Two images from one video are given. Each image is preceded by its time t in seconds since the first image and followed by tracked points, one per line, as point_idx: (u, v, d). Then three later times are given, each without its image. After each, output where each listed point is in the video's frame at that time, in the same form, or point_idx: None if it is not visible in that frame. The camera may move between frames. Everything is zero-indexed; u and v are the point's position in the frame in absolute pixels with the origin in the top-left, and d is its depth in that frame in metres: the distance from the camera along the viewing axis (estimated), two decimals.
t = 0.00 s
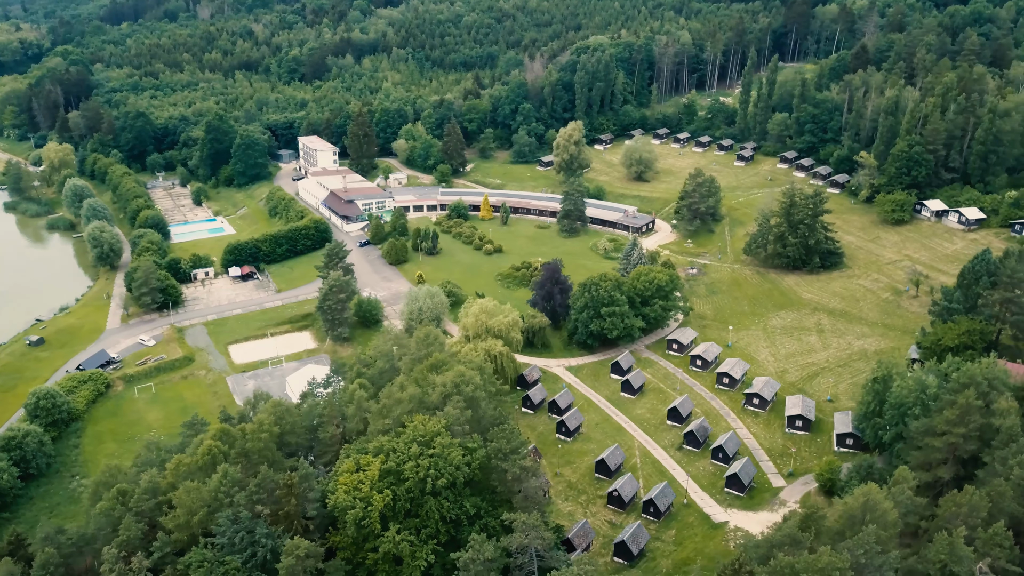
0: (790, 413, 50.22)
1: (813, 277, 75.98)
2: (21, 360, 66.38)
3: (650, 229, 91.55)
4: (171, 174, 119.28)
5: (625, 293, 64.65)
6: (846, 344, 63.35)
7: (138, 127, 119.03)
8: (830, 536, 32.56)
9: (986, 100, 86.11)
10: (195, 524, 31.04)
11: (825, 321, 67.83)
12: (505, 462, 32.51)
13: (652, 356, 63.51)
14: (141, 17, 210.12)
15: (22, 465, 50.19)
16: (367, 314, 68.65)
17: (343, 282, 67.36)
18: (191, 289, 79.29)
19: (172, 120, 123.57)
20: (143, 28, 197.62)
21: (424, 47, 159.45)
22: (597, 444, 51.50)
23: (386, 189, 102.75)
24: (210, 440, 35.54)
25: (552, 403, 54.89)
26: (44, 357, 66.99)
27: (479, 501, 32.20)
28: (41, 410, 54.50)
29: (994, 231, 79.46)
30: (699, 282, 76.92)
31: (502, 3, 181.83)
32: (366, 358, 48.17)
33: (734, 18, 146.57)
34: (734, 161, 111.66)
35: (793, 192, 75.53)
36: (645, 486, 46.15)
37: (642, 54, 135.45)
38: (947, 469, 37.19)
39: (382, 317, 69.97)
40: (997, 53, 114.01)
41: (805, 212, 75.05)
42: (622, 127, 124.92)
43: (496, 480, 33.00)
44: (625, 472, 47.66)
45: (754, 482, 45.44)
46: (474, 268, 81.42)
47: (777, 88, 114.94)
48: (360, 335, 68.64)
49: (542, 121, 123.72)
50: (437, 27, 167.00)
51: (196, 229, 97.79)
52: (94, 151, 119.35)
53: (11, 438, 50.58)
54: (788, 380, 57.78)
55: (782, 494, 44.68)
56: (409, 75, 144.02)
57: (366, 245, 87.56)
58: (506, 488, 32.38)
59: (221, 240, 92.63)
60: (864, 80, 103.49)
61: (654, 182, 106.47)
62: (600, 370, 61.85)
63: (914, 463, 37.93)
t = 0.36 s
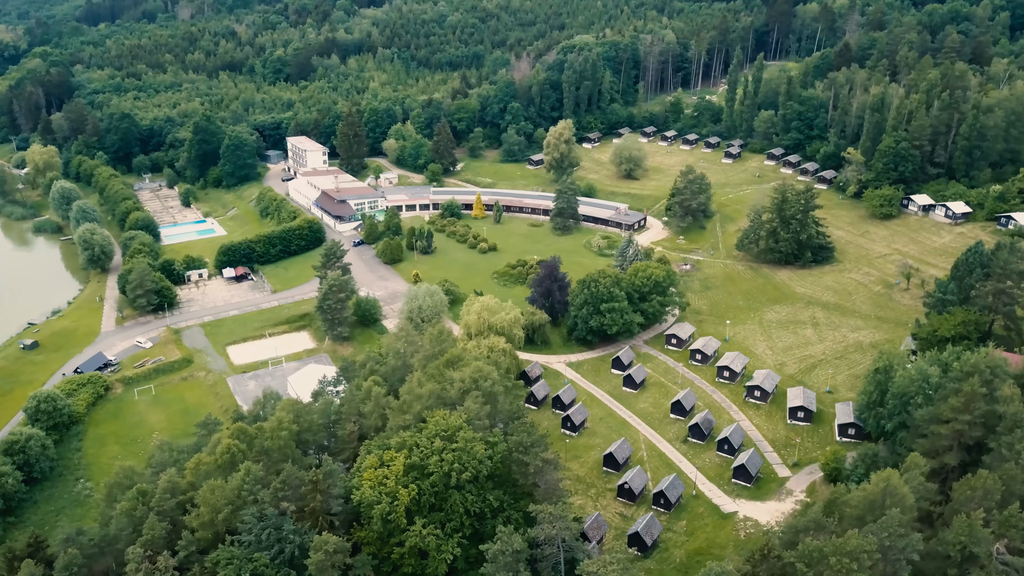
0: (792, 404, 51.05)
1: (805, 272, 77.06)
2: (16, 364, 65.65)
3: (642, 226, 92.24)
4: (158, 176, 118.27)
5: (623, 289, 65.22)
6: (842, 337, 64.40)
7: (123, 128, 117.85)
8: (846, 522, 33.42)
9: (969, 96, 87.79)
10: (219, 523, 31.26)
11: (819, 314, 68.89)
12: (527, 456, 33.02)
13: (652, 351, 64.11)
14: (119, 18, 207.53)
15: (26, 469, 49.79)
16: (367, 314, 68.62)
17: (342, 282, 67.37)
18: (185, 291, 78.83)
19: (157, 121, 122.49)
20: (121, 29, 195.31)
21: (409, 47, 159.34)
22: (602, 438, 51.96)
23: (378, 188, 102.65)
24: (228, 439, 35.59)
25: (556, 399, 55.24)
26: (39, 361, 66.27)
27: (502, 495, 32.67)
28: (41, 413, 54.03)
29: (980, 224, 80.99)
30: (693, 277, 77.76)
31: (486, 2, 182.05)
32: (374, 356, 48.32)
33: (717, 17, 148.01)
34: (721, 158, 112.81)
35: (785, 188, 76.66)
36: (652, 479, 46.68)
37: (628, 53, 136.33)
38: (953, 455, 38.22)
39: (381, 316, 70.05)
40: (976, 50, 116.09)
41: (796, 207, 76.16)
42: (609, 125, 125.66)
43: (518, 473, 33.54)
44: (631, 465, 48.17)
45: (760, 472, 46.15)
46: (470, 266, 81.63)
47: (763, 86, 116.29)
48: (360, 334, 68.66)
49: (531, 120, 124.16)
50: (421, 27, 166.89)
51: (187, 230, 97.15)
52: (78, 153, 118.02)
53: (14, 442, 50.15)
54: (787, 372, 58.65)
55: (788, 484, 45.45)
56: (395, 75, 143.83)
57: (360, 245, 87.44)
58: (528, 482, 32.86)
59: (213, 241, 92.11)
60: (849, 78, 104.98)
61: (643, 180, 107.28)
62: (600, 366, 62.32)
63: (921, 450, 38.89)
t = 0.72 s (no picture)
0: (793, 396, 51.85)
1: (798, 266, 78.13)
2: (11, 368, 64.99)
3: (633, 224, 92.94)
4: (144, 178, 117.27)
5: (622, 285, 65.77)
6: (837, 330, 65.44)
7: (108, 130, 116.64)
8: (861, 508, 34.25)
9: (952, 93, 89.41)
10: (244, 520, 31.67)
11: (813, 307, 69.93)
12: (546, 450, 34.25)
13: (650, 346, 64.71)
14: (96, 19, 204.92)
15: (29, 472, 49.38)
16: (366, 314, 68.65)
17: (341, 281, 67.35)
18: (179, 292, 78.43)
19: (142, 122, 121.38)
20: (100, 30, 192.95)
21: (394, 47, 159.17)
22: (607, 432, 52.47)
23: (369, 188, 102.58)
24: (246, 439, 35.71)
25: (560, 394, 55.44)
26: (34, 365, 65.61)
27: (523, 489, 33.77)
28: (42, 416, 53.61)
29: (966, 218, 82.45)
30: (688, 272, 78.55)
31: (469, 3, 182.17)
32: (381, 354, 48.45)
33: (700, 16, 149.26)
34: (709, 155, 113.91)
35: (776, 184, 77.72)
36: (659, 471, 47.31)
37: (613, 52, 137.11)
38: (958, 442, 39.19)
39: (380, 315, 70.08)
40: (956, 48, 118.06)
41: (787, 203, 77.24)
42: (597, 123, 126.35)
43: (538, 466, 34.68)
44: (638, 459, 48.71)
45: (766, 463, 46.88)
46: (465, 265, 81.91)
47: (748, 84, 117.58)
48: (359, 334, 68.70)
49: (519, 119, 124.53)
50: (405, 27, 166.71)
51: (177, 232, 96.50)
52: (62, 155, 116.68)
53: (17, 446, 49.72)
54: (785, 365, 59.53)
55: (794, 473, 46.22)
56: (381, 75, 143.63)
57: (353, 245, 87.32)
58: (548, 475, 34.04)
59: (204, 242, 91.60)
60: (833, 75, 106.40)
61: (633, 177, 108.07)
62: (601, 361, 62.81)
63: (927, 438, 39.81)
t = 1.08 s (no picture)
0: (794, 387, 52.72)
1: (790, 261, 79.19)
2: (6, 372, 64.29)
3: (625, 221, 93.61)
4: (130, 180, 116.24)
5: (620, 281, 66.32)
6: (831, 322, 66.50)
7: (93, 131, 115.41)
8: (874, 495, 35.09)
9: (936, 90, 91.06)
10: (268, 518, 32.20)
11: (807, 301, 70.99)
12: (566, 444, 35.34)
13: (649, 341, 65.37)
14: (73, 20, 202.16)
15: (33, 476, 48.99)
16: (365, 313, 68.73)
17: (340, 281, 67.33)
18: (173, 294, 77.94)
19: (127, 124, 120.23)
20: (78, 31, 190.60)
21: (379, 47, 159.02)
22: (611, 426, 53.02)
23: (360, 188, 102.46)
24: (265, 437, 35.83)
25: (564, 390, 55.87)
26: (30, 369, 64.91)
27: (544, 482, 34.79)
28: (43, 420, 53.21)
29: (952, 212, 84.05)
30: (682, 268, 79.37)
31: (452, 3, 182.25)
32: (388, 352, 48.61)
33: (683, 16, 150.53)
34: (696, 153, 114.98)
35: (767, 181, 78.77)
36: (666, 464, 47.95)
37: (600, 51, 137.87)
38: (962, 429, 40.17)
39: (378, 314, 70.15)
40: (936, 45, 120.10)
41: (778, 198, 78.33)
42: (584, 122, 127.03)
43: (557, 459, 35.73)
44: (645, 452, 49.27)
45: (771, 454, 47.64)
46: (461, 263, 82.15)
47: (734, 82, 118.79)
48: (358, 333, 68.74)
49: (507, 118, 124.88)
50: (390, 27, 166.50)
51: (167, 233, 95.86)
52: (46, 157, 115.32)
53: (19, 450, 49.32)
54: (783, 358, 60.45)
55: (799, 464, 47.03)
56: (367, 75, 143.42)
57: (347, 245, 87.19)
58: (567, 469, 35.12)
59: (196, 244, 91.07)
60: (818, 73, 107.84)
61: (622, 175, 108.81)
62: (601, 357, 63.30)
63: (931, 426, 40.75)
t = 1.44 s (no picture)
0: (795, 380, 53.57)
1: (782, 257, 80.23)
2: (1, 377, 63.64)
3: (617, 219, 94.26)
4: (117, 182, 115.19)
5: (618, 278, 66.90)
6: (826, 316, 67.56)
7: (79, 133, 114.19)
8: (885, 483, 35.87)
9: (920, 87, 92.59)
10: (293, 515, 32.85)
11: (801, 296, 72.05)
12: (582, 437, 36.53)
13: (647, 337, 66.04)
14: (51, 20, 199.17)
15: (38, 480, 48.71)
16: (365, 313, 68.87)
17: (339, 281, 67.25)
18: (168, 296, 77.50)
19: (113, 126, 119.07)
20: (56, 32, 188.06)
21: (365, 48, 158.71)
22: (615, 420, 53.66)
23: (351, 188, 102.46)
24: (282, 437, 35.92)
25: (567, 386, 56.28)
26: (26, 372, 64.30)
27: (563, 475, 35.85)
28: (45, 423, 52.91)
29: (939, 207, 85.59)
30: (676, 265, 80.13)
31: (436, 3, 182.15)
32: (394, 351, 48.76)
33: (667, 15, 151.62)
34: (685, 151, 115.96)
35: (759, 178, 79.74)
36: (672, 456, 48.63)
37: (586, 51, 138.48)
38: (965, 417, 41.12)
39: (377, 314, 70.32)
40: (918, 44, 122.00)
41: (770, 195, 79.32)
42: (573, 121, 127.60)
43: (574, 453, 36.85)
44: (651, 445, 49.87)
45: (775, 446, 48.42)
46: (456, 262, 82.45)
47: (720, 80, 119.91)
48: (357, 333, 68.89)
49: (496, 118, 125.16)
50: (375, 27, 166.13)
51: (158, 235, 95.24)
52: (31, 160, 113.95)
53: (23, 454, 49.02)
54: (781, 352, 61.36)
55: (802, 455, 47.85)
56: (354, 75, 143.09)
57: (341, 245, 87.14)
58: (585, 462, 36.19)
59: (188, 246, 90.53)
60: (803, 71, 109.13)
61: (612, 174, 109.52)
62: (601, 353, 63.88)
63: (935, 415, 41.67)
